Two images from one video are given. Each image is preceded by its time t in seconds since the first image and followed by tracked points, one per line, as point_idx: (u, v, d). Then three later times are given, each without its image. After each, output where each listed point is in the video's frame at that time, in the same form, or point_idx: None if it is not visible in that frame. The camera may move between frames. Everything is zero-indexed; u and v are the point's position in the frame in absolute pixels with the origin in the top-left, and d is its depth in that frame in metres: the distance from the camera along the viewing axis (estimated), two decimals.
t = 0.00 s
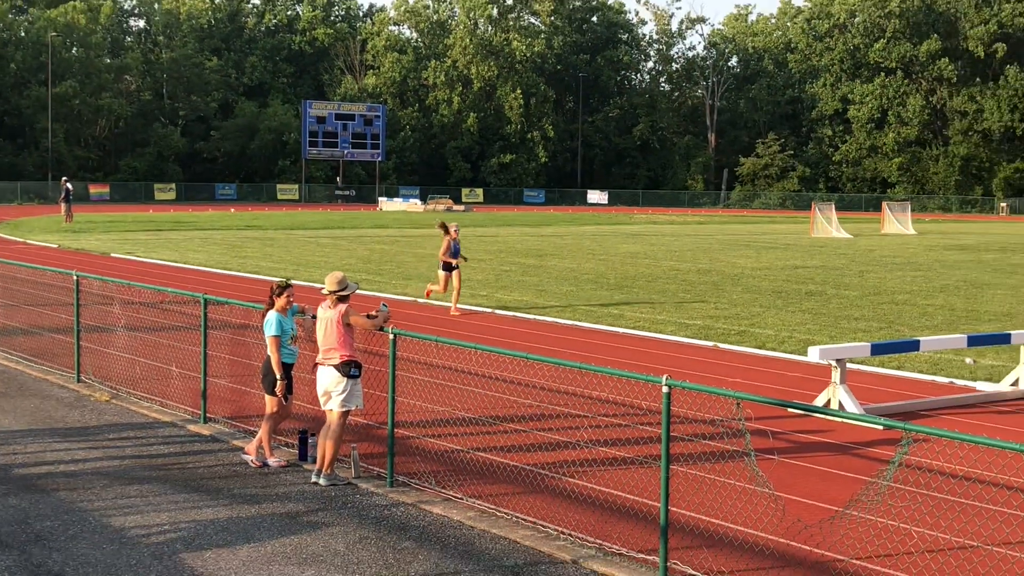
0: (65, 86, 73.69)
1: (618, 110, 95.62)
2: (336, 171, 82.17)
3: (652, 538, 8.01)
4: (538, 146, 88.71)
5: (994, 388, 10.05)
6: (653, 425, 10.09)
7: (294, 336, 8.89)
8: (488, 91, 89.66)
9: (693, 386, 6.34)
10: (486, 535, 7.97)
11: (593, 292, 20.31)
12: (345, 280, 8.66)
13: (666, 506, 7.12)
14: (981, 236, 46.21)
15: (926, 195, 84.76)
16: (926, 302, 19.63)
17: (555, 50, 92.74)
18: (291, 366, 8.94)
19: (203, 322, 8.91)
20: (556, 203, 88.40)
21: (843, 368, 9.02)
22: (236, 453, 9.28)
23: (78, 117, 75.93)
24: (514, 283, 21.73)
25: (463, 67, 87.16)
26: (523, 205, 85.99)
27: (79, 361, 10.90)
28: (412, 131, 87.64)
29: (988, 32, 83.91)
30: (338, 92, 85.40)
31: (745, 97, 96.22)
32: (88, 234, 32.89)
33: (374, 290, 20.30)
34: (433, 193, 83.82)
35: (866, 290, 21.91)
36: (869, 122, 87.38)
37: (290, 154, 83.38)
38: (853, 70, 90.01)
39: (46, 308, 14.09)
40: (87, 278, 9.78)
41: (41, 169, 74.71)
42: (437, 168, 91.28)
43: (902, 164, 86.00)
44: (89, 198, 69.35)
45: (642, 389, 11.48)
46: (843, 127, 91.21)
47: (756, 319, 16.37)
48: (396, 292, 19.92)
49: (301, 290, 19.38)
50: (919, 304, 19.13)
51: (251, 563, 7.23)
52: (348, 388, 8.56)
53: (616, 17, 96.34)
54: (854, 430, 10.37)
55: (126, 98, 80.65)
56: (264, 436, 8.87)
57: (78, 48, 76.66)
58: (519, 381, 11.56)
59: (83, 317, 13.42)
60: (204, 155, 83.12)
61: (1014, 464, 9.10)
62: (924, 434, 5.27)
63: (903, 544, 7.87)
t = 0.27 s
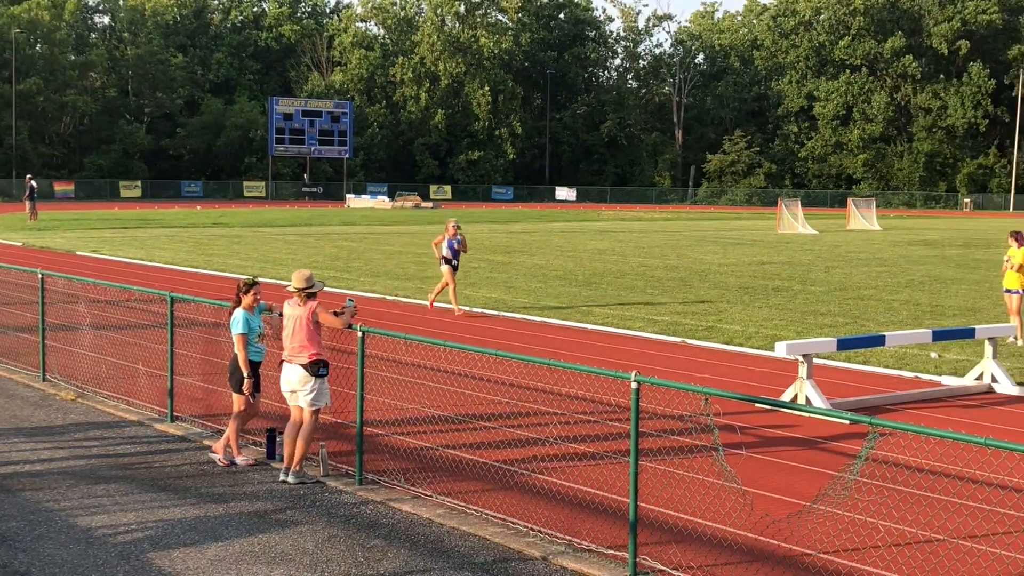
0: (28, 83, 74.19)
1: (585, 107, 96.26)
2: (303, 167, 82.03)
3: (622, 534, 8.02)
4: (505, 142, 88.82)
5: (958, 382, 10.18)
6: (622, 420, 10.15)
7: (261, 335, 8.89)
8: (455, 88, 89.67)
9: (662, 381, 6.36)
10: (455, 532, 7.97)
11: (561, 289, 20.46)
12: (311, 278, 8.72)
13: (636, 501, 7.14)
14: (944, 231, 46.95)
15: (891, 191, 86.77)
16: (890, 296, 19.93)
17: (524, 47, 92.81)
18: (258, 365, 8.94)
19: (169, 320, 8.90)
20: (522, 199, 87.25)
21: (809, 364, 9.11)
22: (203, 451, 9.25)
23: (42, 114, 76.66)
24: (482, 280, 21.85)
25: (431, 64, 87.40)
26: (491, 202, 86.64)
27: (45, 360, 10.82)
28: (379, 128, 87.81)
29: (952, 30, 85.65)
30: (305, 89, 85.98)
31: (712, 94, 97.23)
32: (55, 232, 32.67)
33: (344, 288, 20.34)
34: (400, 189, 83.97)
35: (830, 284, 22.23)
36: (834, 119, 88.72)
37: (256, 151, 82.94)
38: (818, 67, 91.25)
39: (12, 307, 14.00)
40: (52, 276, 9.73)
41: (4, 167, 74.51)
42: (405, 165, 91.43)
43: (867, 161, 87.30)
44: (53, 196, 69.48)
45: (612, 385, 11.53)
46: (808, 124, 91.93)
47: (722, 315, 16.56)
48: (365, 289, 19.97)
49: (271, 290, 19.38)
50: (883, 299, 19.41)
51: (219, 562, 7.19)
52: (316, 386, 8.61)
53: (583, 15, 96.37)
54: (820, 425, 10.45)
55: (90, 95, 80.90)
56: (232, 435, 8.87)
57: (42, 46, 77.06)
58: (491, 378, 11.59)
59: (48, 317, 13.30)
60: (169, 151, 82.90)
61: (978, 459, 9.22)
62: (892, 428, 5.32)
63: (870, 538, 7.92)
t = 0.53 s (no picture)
0: None
1: (550, 103, 96.51)
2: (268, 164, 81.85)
3: (589, 530, 8.02)
4: (470, 139, 88.90)
5: (922, 376, 10.30)
6: (588, 416, 10.17)
7: (226, 333, 8.87)
8: (419, 84, 89.66)
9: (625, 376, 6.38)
10: (422, 530, 7.95)
11: (528, 285, 20.51)
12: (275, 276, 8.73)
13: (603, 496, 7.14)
14: (907, 225, 47.57)
15: (853, 186, 87.49)
16: (853, 290, 20.16)
17: (488, 43, 92.68)
18: (223, 363, 8.91)
19: (133, 318, 8.87)
20: (489, 196, 88.29)
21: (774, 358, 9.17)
22: (168, 451, 9.18)
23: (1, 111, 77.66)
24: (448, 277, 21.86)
25: (396, 60, 87.14)
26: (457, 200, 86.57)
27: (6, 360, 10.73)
28: (343, 124, 87.66)
29: (914, 25, 86.10)
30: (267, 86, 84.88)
31: (675, 90, 98.18)
32: (18, 231, 32.43)
33: (311, 285, 20.37)
34: (365, 185, 83.95)
35: (793, 279, 22.45)
36: (796, 115, 90.33)
37: (219, 147, 82.88)
38: (781, 63, 92.98)
39: None
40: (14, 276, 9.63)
41: None
42: (369, 161, 91.17)
43: (829, 156, 88.59)
44: (14, 193, 69.26)
45: (579, 382, 11.54)
46: (771, 119, 93.65)
47: (688, 311, 16.67)
48: (331, 287, 19.92)
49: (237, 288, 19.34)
50: (846, 293, 19.63)
51: (185, 563, 7.15)
52: (279, 385, 8.58)
53: (547, 11, 96.55)
54: (785, 420, 10.50)
55: (50, 93, 80.80)
56: (197, 435, 8.84)
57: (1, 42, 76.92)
58: (458, 377, 11.58)
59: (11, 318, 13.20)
60: (132, 149, 82.36)
61: (940, 452, 9.31)
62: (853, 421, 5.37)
63: (835, 530, 7.96)
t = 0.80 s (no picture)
0: None
1: (513, 98, 96.64)
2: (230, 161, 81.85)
3: (557, 525, 8.03)
4: (434, 135, 89.13)
5: (885, 369, 10.40)
6: (555, 411, 10.20)
7: (189, 332, 8.83)
8: (383, 80, 89.79)
9: (591, 373, 6.41)
10: (389, 527, 7.94)
11: (493, 281, 20.54)
12: (239, 275, 8.71)
13: (571, 491, 7.15)
14: (867, 218, 48.29)
15: (816, 179, 89.43)
16: (815, 283, 20.40)
17: (450, 39, 92.80)
18: (187, 362, 8.87)
19: (96, 318, 8.81)
20: (452, 192, 89.34)
21: (738, 352, 9.24)
22: (132, 450, 9.13)
23: None
24: (413, 274, 21.83)
25: (358, 56, 87.20)
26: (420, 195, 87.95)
27: None
28: (306, 120, 86.66)
29: (874, 20, 88.66)
30: (229, 82, 84.56)
31: (639, 85, 99.16)
32: None
33: (275, 282, 20.31)
34: (328, 182, 84.20)
35: (756, 273, 22.69)
36: (759, 109, 91.90)
37: (180, 144, 82.64)
38: (743, 58, 95.35)
39: None
40: None
41: None
42: (332, 157, 90.75)
43: (792, 151, 90.28)
44: None
45: (545, 377, 11.56)
46: (734, 114, 95.24)
47: (652, 305, 16.78)
48: (295, 284, 19.82)
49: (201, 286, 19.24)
50: (808, 286, 19.86)
51: (150, 562, 7.11)
52: (242, 384, 8.61)
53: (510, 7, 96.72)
54: (751, 413, 10.57)
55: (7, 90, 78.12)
56: (162, 433, 8.80)
57: None
58: (427, 374, 11.57)
59: None
60: (92, 146, 81.58)
61: (904, 444, 9.40)
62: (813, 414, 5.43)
63: (799, 522, 8.02)
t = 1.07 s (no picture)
0: None
1: (478, 91, 96.57)
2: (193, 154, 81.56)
3: (525, 517, 8.03)
4: (399, 128, 89.15)
5: (848, 358, 10.52)
6: (522, 404, 10.23)
7: (153, 327, 8.81)
8: (346, 73, 89.44)
9: (557, 366, 6.41)
10: (357, 522, 7.91)
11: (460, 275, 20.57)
12: (203, 269, 8.70)
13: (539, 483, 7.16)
14: (832, 209, 48.67)
15: (780, 171, 89.67)
16: (780, 274, 20.53)
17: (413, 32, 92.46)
18: (152, 358, 8.85)
19: (58, 314, 8.76)
20: (418, 185, 89.42)
21: (705, 343, 9.33)
22: (97, 447, 9.08)
23: None
24: (379, 268, 21.82)
25: (320, 49, 87.05)
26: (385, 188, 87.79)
27: None
28: (270, 114, 86.81)
29: (836, 12, 88.91)
30: (191, 76, 84.40)
31: (603, 78, 99.45)
32: None
33: (241, 277, 20.23)
34: (292, 176, 84.19)
35: (722, 264, 22.81)
36: (723, 101, 92.57)
37: (143, 139, 82.28)
38: (707, 50, 94.55)
39: None
40: None
41: None
42: (296, 150, 90.45)
43: (756, 142, 90.62)
44: None
45: (513, 371, 11.58)
46: (698, 106, 95.96)
47: (618, 298, 16.87)
48: (261, 279, 19.77)
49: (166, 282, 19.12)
50: (773, 277, 20.00)
51: (117, 560, 7.10)
52: (205, 379, 8.67)
53: None
54: (717, 404, 10.65)
55: None
56: (126, 430, 8.76)
57: None
58: (396, 368, 11.56)
59: None
60: (53, 142, 80.66)
61: (869, 431, 9.50)
62: (785, 406, 5.43)
63: (767, 512, 8.06)
